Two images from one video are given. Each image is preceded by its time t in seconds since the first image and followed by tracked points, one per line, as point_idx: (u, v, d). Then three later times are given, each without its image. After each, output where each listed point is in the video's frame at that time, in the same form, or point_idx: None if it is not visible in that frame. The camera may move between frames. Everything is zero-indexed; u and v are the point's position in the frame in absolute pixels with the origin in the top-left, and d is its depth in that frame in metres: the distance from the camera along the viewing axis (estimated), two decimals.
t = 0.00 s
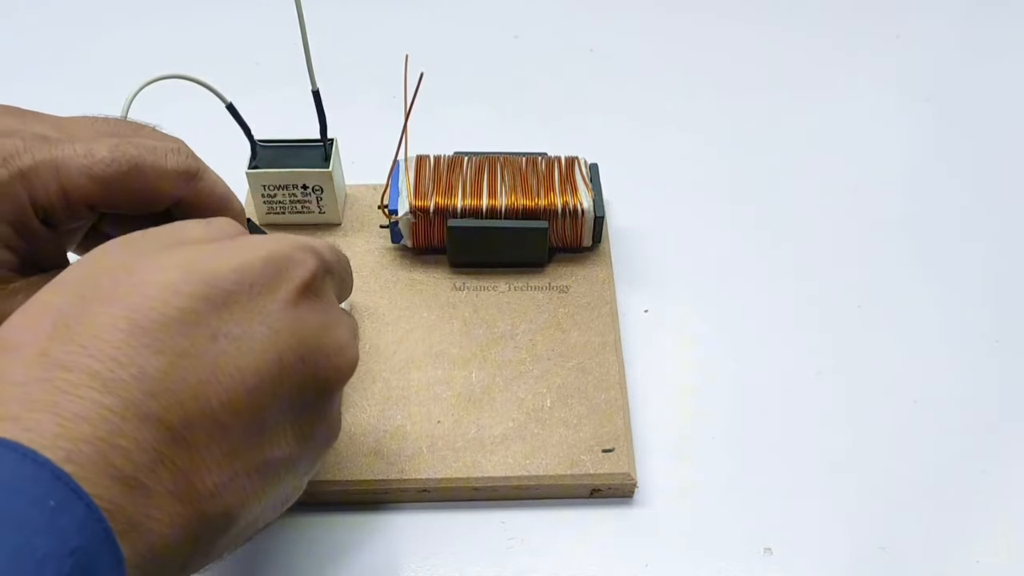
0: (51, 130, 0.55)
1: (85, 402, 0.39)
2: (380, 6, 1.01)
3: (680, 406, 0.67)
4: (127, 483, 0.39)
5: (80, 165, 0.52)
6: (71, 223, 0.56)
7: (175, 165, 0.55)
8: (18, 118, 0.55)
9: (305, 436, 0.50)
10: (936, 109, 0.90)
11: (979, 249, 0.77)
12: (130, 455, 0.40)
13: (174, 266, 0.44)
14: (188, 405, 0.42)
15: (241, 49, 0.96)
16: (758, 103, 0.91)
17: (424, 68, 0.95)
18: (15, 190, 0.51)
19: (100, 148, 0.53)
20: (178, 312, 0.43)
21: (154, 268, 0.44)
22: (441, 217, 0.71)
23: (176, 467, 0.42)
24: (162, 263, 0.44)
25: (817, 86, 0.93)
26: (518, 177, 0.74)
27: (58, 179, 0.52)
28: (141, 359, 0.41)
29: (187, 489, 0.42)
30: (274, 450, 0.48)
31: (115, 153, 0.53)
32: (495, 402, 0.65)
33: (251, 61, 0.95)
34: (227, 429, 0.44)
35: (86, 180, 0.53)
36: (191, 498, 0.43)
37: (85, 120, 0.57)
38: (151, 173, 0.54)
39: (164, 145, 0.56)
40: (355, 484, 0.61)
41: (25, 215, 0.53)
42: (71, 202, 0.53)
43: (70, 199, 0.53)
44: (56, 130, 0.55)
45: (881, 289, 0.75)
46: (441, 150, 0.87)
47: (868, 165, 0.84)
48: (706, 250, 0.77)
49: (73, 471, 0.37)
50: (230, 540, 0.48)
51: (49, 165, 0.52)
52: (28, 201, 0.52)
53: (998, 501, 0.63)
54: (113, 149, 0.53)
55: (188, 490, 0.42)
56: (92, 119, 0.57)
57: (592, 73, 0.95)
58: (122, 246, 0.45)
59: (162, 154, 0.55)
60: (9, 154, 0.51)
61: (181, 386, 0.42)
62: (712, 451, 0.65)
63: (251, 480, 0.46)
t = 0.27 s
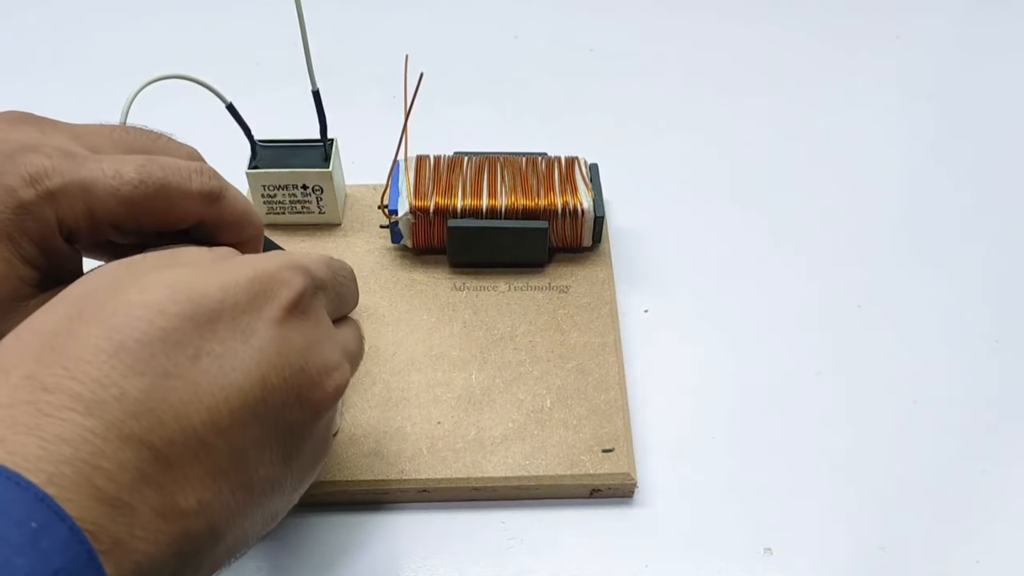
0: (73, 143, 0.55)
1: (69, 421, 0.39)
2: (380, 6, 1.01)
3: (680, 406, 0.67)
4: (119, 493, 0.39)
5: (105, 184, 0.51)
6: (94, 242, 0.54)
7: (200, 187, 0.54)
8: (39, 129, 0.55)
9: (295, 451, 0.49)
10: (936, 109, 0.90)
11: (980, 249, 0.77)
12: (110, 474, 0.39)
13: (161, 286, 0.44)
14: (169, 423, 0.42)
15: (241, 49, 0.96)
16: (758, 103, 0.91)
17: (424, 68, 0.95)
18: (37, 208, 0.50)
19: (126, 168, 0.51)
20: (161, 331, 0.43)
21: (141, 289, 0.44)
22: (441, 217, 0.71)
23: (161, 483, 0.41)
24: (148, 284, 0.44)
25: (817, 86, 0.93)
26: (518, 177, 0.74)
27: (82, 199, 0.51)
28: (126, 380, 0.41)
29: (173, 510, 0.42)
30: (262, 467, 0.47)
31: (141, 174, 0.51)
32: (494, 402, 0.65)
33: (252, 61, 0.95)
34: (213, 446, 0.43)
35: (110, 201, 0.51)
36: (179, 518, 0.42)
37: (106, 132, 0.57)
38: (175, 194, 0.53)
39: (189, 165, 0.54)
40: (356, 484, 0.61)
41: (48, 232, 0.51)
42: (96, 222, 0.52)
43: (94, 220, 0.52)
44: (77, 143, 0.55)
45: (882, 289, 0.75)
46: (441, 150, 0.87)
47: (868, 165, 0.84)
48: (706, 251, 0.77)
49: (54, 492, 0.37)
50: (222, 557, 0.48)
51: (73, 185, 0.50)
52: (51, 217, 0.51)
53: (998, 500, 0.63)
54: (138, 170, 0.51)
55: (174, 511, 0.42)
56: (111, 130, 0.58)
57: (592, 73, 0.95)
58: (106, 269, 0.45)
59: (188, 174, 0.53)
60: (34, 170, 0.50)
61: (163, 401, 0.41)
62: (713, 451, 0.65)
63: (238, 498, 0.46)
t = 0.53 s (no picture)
0: (80, 146, 0.55)
1: (94, 396, 0.40)
2: (381, 6, 1.01)
3: (680, 405, 0.67)
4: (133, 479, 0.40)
5: (110, 190, 0.51)
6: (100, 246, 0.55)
7: (205, 194, 0.54)
8: (47, 129, 0.56)
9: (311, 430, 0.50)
10: (936, 109, 0.90)
11: (980, 249, 0.77)
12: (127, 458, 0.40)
13: (177, 268, 0.45)
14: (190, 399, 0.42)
15: (241, 49, 0.96)
16: (758, 103, 0.91)
17: (424, 68, 0.95)
18: (42, 212, 0.51)
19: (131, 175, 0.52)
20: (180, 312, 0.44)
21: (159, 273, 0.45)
22: (441, 217, 0.71)
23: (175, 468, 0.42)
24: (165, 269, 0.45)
25: (816, 86, 0.93)
26: (518, 177, 0.74)
27: (87, 204, 0.51)
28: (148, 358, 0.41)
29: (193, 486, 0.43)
30: (279, 446, 0.48)
31: (147, 180, 0.52)
32: (495, 402, 0.65)
33: (251, 61, 0.95)
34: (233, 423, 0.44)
35: (115, 206, 0.51)
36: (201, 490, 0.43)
37: (113, 135, 0.57)
38: (179, 201, 0.53)
39: (194, 171, 0.54)
40: (356, 484, 0.61)
41: (54, 236, 0.52)
42: (101, 227, 0.52)
43: (99, 225, 0.52)
44: (84, 145, 0.56)
45: (882, 289, 0.75)
46: (441, 150, 0.87)
47: (868, 166, 0.85)
48: (706, 251, 0.77)
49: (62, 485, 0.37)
50: (237, 536, 0.48)
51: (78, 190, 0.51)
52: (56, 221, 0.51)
53: (998, 500, 0.63)
54: (142, 175, 0.52)
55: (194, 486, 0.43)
56: (118, 131, 0.58)
57: (591, 73, 0.95)
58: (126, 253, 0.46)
59: (192, 180, 0.53)
60: (40, 174, 0.51)
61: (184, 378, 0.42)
62: (713, 451, 0.65)
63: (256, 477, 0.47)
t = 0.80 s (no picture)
0: (84, 146, 0.55)
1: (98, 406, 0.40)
2: (381, 6, 1.01)
3: (680, 405, 0.67)
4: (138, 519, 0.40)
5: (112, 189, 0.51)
6: (104, 245, 0.55)
7: (208, 194, 0.53)
8: (51, 130, 0.56)
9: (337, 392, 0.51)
10: (936, 109, 0.90)
11: (980, 250, 0.77)
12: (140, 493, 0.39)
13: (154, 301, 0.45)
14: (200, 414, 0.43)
15: (241, 49, 0.96)
16: (758, 103, 0.91)
17: (425, 68, 0.95)
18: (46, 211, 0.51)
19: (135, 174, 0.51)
20: (156, 341, 0.43)
21: (140, 306, 0.45)
22: (441, 217, 0.71)
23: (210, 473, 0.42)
24: (147, 300, 0.45)
25: (816, 86, 0.93)
26: (518, 177, 0.74)
27: (91, 203, 0.51)
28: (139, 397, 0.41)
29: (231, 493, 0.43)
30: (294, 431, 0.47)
31: (151, 179, 0.51)
32: (495, 402, 0.65)
33: (251, 61, 0.95)
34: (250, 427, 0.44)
35: (118, 205, 0.51)
36: (234, 487, 0.44)
37: (117, 136, 0.57)
38: (183, 201, 0.52)
39: (198, 171, 0.53)
40: (355, 484, 0.61)
41: (58, 235, 0.52)
42: (104, 226, 0.52)
43: (102, 223, 0.52)
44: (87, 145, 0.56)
45: (882, 289, 0.75)
46: (441, 150, 0.87)
47: (866, 166, 0.85)
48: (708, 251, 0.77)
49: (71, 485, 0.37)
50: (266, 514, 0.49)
51: (81, 188, 0.51)
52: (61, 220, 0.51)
53: (998, 500, 0.63)
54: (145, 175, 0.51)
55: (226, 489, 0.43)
56: (122, 132, 0.58)
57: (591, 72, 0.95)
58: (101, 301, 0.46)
59: (196, 180, 0.53)
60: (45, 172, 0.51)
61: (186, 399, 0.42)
62: (713, 451, 0.65)
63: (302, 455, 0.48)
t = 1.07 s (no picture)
0: (87, 146, 0.55)
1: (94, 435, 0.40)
2: (381, 6, 1.01)
3: (680, 405, 0.67)
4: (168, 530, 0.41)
5: (113, 189, 0.51)
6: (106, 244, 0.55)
7: (210, 195, 0.53)
8: (53, 129, 0.56)
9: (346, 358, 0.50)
10: (936, 108, 0.90)
11: (980, 249, 0.77)
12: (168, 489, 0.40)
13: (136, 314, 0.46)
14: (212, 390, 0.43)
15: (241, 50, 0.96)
16: (759, 103, 0.91)
17: (425, 68, 0.95)
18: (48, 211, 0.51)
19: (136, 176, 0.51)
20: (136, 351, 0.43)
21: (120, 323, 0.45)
22: (441, 217, 0.71)
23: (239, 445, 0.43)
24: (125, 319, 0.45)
25: (816, 86, 0.93)
26: (518, 177, 0.74)
27: (93, 204, 0.51)
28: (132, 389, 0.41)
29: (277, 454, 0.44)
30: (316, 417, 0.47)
31: (153, 180, 0.51)
32: (495, 402, 0.65)
33: (252, 62, 0.95)
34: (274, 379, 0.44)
35: (120, 206, 0.51)
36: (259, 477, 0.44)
37: (118, 136, 0.57)
38: (184, 202, 0.52)
39: (201, 171, 0.53)
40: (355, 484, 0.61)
41: (60, 235, 0.52)
42: (106, 227, 0.52)
43: (104, 224, 0.52)
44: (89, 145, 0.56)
45: (882, 289, 0.74)
46: (441, 149, 0.87)
47: (866, 166, 0.85)
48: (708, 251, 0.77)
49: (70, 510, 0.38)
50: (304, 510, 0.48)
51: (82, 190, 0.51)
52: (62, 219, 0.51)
53: (998, 501, 0.63)
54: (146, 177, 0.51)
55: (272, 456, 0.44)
56: (124, 132, 0.58)
57: (591, 72, 0.95)
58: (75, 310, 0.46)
59: (199, 181, 0.53)
60: (46, 173, 0.51)
61: (174, 407, 0.41)
62: (714, 451, 0.65)
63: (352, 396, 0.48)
